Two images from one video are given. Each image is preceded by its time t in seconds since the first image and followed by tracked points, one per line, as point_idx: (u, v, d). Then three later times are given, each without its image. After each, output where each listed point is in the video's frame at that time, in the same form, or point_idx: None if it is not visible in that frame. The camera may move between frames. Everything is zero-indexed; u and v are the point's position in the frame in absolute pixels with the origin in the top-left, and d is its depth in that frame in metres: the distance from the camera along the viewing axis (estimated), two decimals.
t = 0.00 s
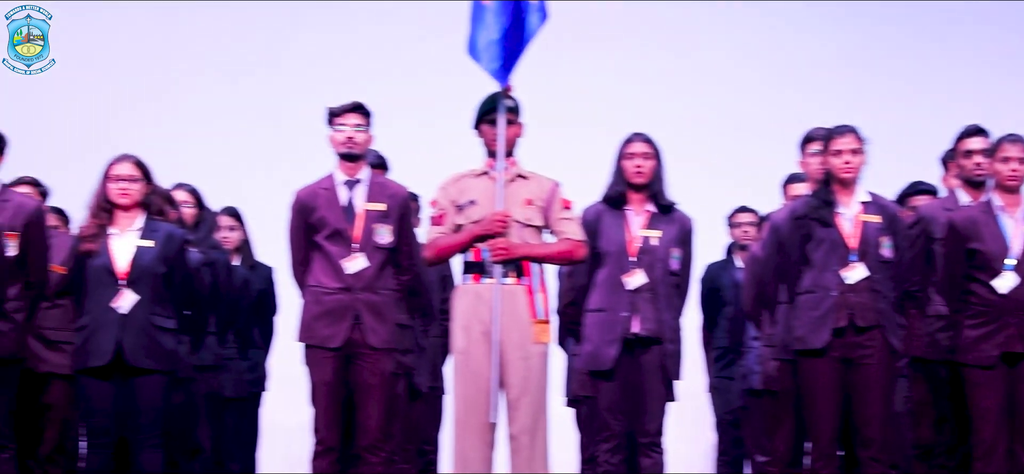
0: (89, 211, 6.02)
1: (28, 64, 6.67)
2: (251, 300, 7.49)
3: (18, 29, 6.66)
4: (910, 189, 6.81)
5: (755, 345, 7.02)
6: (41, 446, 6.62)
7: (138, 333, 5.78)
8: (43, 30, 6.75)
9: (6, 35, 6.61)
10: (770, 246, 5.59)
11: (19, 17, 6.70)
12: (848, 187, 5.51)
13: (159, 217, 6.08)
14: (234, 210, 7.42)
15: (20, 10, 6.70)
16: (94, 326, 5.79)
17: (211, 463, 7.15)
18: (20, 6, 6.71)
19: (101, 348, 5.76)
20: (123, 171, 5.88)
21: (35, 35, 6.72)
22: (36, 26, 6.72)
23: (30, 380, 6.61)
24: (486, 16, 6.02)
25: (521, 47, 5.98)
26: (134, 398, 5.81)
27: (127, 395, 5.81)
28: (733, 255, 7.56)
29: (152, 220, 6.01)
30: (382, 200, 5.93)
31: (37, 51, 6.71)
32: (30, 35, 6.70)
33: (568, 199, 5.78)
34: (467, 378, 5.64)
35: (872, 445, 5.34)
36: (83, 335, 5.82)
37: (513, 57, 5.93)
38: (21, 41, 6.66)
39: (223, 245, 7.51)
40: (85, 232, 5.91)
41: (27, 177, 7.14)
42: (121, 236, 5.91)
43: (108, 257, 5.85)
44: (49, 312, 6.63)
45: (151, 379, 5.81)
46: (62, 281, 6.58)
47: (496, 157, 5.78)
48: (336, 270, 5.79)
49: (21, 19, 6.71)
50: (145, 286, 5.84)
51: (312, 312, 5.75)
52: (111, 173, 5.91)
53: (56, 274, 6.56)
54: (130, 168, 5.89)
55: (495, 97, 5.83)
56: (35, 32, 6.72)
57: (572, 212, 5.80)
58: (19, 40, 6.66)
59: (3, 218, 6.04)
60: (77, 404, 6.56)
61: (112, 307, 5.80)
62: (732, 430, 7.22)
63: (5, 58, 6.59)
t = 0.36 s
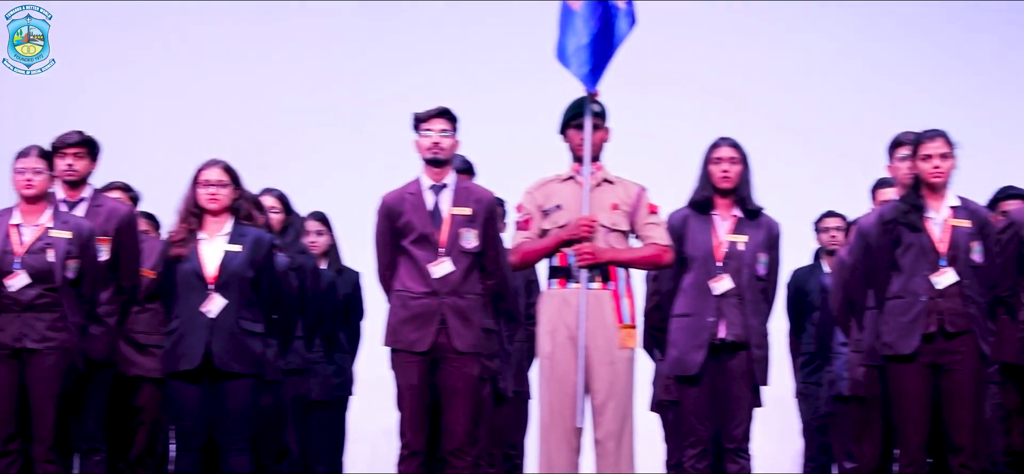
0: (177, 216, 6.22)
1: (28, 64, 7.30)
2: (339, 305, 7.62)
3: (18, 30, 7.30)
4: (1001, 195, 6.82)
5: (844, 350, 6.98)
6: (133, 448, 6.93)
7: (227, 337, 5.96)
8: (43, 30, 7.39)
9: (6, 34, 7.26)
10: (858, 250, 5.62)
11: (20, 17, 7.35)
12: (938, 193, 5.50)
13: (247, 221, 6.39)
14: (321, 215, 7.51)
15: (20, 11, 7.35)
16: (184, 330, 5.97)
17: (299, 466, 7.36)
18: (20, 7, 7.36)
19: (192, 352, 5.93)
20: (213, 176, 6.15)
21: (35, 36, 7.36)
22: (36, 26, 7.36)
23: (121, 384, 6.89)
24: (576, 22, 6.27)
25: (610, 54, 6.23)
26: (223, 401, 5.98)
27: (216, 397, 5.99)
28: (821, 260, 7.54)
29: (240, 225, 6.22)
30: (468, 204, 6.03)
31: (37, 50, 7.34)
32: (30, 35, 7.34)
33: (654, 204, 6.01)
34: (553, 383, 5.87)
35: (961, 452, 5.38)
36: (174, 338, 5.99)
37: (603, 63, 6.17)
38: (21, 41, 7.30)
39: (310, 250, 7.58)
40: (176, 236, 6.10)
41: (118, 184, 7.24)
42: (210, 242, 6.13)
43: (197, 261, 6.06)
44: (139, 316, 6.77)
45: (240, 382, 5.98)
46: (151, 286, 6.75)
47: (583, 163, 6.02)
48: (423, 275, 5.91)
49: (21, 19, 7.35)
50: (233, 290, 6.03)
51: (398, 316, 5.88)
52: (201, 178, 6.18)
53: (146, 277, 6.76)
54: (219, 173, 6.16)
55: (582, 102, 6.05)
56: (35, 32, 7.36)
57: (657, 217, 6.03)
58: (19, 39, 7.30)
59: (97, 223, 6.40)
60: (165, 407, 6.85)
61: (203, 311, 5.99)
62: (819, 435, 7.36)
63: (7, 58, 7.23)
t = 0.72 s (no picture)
0: (248, 218, 6.37)
1: (28, 64, 7.23)
2: (409, 308, 7.76)
3: (18, 29, 7.23)
4: None
5: (916, 353, 6.92)
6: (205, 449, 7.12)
7: (297, 339, 6.09)
8: (42, 29, 7.31)
9: (5, 34, 7.19)
10: (930, 253, 5.62)
11: (19, 16, 7.27)
12: (1012, 196, 5.48)
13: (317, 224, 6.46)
14: (391, 217, 7.61)
15: (19, 10, 7.27)
16: (256, 331, 6.11)
17: (368, 467, 7.40)
18: (19, 6, 7.28)
19: (262, 353, 6.06)
20: (283, 179, 6.30)
21: (35, 35, 7.27)
22: (35, 25, 7.28)
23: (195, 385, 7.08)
24: (646, 26, 6.30)
25: (680, 57, 6.25)
26: (293, 402, 6.11)
27: (286, 399, 6.12)
28: (893, 262, 7.48)
29: (311, 227, 6.36)
30: (537, 207, 6.11)
31: (37, 50, 7.26)
32: (29, 35, 7.26)
33: (724, 207, 6.03)
34: (624, 385, 5.93)
35: None
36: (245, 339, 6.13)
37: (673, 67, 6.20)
38: (21, 41, 7.23)
39: (381, 252, 7.69)
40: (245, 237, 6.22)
41: (188, 188, 7.53)
42: (281, 244, 6.28)
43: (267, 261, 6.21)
44: (211, 318, 6.96)
45: (309, 383, 6.11)
46: (222, 287, 7.00)
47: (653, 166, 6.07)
48: (490, 276, 5.99)
49: (20, 18, 7.28)
50: (304, 292, 6.16)
51: (468, 318, 5.96)
52: (272, 181, 6.33)
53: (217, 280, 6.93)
54: (290, 176, 6.31)
55: (652, 105, 6.08)
56: (34, 31, 7.28)
57: (727, 220, 6.05)
58: (18, 39, 7.23)
59: (171, 226, 6.62)
60: (235, 408, 7.03)
61: (274, 313, 6.12)
62: (892, 441, 7.35)
63: (5, 58, 7.17)
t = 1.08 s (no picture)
0: (308, 222, 6.48)
1: (28, 65, 7.09)
2: (469, 310, 7.83)
3: (18, 30, 7.07)
4: None
5: (976, 357, 6.88)
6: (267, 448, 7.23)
7: (356, 341, 6.19)
8: (43, 30, 7.16)
9: (5, 34, 7.04)
10: (989, 254, 5.71)
11: (20, 17, 7.11)
12: None
13: (376, 226, 6.56)
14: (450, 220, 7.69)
15: (20, 11, 7.11)
16: (315, 333, 6.21)
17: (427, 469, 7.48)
18: (20, 7, 7.12)
19: (322, 356, 6.16)
20: (342, 182, 6.41)
21: (35, 36, 7.13)
22: (36, 26, 7.14)
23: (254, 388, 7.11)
24: (701, 28, 6.32)
25: (735, 58, 6.26)
26: (353, 403, 6.21)
27: (346, 400, 6.22)
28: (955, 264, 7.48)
29: (370, 230, 6.47)
30: (595, 209, 6.16)
31: (37, 50, 7.12)
32: (29, 35, 7.11)
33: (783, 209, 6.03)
34: (682, 387, 5.97)
35: None
36: (304, 341, 6.24)
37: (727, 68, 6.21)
38: (22, 41, 7.07)
39: (440, 255, 7.77)
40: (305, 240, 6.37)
41: (248, 191, 7.56)
42: (340, 247, 6.39)
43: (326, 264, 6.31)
44: (270, 321, 6.95)
45: (370, 385, 6.21)
46: (281, 290, 7.00)
47: (711, 168, 6.11)
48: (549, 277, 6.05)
49: (21, 19, 7.12)
50: (362, 295, 6.26)
51: (526, 321, 6.03)
52: (331, 184, 6.44)
53: (276, 283, 7.01)
54: (348, 179, 6.42)
55: (710, 107, 6.11)
56: (35, 32, 7.14)
57: (787, 222, 6.05)
58: (19, 40, 7.07)
59: (231, 229, 6.72)
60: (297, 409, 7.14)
61: (333, 315, 6.21)
62: (952, 444, 7.35)
63: (5, 58, 7.01)
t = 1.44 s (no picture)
0: (350, 224, 6.58)
1: (27, 65, 6.79)
2: (509, 312, 7.88)
3: (18, 30, 6.77)
4: None
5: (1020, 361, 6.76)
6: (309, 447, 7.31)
7: (396, 343, 6.26)
8: (43, 31, 6.87)
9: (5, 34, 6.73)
10: None
11: (20, 17, 6.82)
12: None
13: (416, 228, 6.65)
14: (490, 223, 7.75)
15: (20, 11, 6.82)
16: (355, 336, 6.29)
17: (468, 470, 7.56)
18: (19, 6, 6.82)
19: (363, 357, 6.23)
20: (383, 185, 6.50)
21: (35, 36, 6.84)
22: (35, 26, 6.84)
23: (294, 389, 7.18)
24: (744, 29, 6.35)
25: (778, 59, 6.27)
26: (395, 404, 6.29)
27: (387, 402, 6.30)
28: (997, 268, 7.43)
29: (410, 232, 6.53)
30: (635, 212, 6.21)
31: (37, 51, 6.83)
32: (29, 35, 6.82)
33: (824, 212, 6.05)
34: (723, 389, 6.04)
35: None
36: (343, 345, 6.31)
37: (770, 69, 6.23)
38: (21, 41, 6.78)
39: (480, 257, 7.82)
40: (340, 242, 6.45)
41: (291, 191, 7.41)
42: (381, 250, 6.46)
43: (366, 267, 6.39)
44: (311, 323, 7.00)
45: (411, 387, 6.30)
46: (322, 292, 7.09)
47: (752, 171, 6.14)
48: (587, 280, 6.10)
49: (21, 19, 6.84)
50: (402, 297, 6.33)
51: (566, 324, 6.07)
52: (373, 187, 6.54)
53: (315, 285, 7.07)
54: (389, 182, 6.51)
55: (751, 110, 6.14)
56: (34, 32, 6.84)
57: (828, 225, 6.07)
58: (19, 39, 6.77)
59: (272, 231, 6.80)
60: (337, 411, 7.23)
61: (373, 318, 6.28)
62: (994, 448, 7.35)
63: (6, 58, 6.69)
